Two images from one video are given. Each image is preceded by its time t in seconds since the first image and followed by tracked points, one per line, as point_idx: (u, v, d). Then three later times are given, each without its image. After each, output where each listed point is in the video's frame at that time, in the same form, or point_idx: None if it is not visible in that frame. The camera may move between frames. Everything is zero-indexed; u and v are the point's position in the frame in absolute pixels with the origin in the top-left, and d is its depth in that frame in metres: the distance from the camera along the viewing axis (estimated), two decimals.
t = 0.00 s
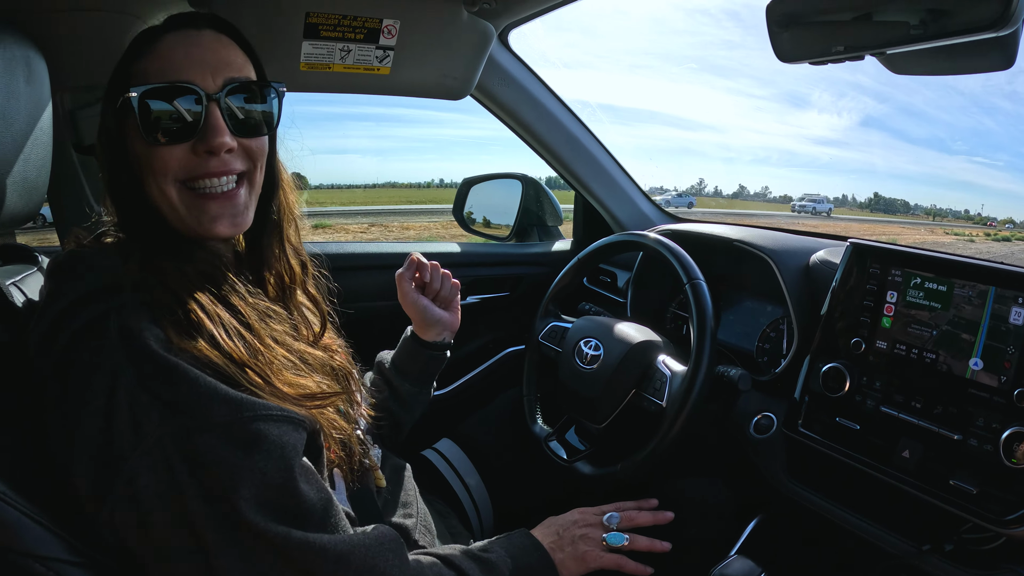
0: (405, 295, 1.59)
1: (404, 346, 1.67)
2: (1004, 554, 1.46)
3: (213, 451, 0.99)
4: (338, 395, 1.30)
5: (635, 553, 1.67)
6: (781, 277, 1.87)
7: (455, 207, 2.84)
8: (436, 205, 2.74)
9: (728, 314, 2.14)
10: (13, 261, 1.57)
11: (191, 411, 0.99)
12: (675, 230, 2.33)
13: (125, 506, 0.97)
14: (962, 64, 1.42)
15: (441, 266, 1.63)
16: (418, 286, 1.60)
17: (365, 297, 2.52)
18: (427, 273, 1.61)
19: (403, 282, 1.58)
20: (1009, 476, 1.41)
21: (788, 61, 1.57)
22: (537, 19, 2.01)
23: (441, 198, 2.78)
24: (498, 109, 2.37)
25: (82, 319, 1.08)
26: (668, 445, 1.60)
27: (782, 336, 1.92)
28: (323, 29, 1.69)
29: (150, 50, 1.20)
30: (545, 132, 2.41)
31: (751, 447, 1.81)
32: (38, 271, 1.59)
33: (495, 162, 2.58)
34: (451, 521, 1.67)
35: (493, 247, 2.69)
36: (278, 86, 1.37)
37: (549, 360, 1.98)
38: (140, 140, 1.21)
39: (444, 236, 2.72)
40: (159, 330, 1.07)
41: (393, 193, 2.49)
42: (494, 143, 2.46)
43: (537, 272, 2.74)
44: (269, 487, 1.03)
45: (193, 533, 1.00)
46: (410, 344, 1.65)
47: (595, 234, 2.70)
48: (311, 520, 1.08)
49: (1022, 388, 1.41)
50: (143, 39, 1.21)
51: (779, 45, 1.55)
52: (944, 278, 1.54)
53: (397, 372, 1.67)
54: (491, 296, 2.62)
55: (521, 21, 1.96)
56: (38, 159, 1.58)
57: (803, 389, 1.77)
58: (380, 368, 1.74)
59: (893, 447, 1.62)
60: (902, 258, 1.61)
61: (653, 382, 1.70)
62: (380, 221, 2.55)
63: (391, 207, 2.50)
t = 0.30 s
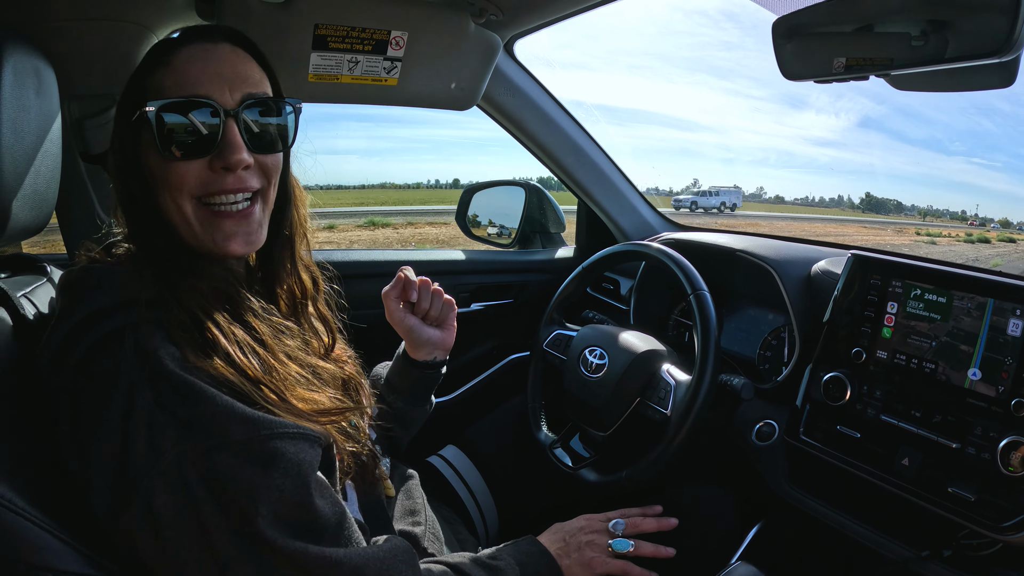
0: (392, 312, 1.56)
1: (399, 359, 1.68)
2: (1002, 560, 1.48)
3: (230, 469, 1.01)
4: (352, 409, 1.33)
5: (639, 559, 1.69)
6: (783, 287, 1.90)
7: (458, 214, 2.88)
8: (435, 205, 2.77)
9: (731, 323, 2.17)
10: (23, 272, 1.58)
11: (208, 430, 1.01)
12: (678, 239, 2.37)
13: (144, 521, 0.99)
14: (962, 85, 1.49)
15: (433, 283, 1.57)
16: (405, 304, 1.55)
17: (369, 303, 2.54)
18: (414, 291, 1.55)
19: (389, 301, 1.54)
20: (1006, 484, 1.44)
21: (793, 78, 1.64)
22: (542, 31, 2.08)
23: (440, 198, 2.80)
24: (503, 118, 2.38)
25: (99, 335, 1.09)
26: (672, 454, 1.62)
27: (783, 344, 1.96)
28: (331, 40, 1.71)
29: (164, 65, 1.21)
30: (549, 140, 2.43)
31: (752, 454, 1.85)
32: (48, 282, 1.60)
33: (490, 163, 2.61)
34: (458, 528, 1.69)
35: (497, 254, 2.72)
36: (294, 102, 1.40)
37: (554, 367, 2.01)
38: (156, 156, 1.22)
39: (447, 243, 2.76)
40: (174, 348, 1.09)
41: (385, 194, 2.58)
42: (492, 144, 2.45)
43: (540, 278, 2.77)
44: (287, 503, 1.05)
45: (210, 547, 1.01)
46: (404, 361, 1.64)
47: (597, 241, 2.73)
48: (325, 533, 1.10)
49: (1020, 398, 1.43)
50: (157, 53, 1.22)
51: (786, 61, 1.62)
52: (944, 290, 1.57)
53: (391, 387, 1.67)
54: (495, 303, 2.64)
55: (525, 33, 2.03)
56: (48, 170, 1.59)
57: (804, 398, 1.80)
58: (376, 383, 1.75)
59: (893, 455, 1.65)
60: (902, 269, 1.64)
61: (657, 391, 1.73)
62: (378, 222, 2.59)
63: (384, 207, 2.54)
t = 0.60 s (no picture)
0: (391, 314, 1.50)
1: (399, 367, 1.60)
2: None
3: (226, 488, 0.95)
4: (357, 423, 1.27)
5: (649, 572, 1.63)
6: (796, 290, 1.86)
7: (459, 215, 2.80)
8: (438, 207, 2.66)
9: (741, 328, 2.12)
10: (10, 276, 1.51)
11: (202, 447, 0.95)
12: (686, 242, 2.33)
13: (134, 540, 0.93)
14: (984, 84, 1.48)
15: (435, 284, 1.52)
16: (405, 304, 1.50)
17: (369, 308, 2.48)
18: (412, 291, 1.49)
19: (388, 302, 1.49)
20: None
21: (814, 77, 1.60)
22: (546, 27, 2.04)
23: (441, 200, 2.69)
24: (506, 118, 2.33)
25: (89, 344, 1.04)
26: (684, 463, 1.57)
27: (794, 349, 1.91)
28: (331, 36, 1.64)
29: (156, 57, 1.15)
30: (553, 140, 2.38)
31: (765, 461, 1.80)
32: (36, 286, 1.54)
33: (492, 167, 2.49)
34: (462, 541, 1.63)
35: (500, 258, 2.66)
36: (295, 98, 1.46)
37: (560, 373, 1.96)
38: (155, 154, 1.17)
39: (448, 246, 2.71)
40: (167, 358, 1.03)
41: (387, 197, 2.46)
42: (493, 147, 2.41)
43: (544, 282, 2.71)
44: (287, 526, 1.00)
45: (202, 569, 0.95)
46: (405, 368, 1.57)
47: (602, 244, 2.69)
48: (329, 556, 1.06)
49: None
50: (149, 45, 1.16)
51: (804, 59, 1.58)
52: (963, 293, 1.52)
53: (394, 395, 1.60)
54: (499, 307, 2.58)
55: (530, 30, 1.99)
56: (37, 170, 1.52)
57: (818, 404, 1.75)
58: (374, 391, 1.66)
59: (912, 463, 1.60)
60: (920, 272, 1.59)
61: (669, 398, 1.67)
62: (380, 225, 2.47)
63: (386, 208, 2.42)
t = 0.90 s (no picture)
0: (426, 316, 1.38)
1: (389, 376, 1.55)
2: None
3: (214, 508, 0.94)
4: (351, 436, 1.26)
5: None
6: (796, 296, 1.84)
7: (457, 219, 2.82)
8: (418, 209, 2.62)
9: (739, 334, 2.09)
10: None
11: (189, 463, 0.94)
12: (687, 247, 2.30)
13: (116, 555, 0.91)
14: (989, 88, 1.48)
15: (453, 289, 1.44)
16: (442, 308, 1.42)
17: (365, 312, 2.45)
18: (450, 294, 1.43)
19: (429, 303, 1.37)
20: None
21: (814, 79, 1.57)
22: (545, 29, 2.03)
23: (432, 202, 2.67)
24: (504, 121, 2.31)
25: (73, 354, 1.01)
26: (681, 472, 1.55)
27: (793, 356, 1.88)
28: (325, 37, 1.62)
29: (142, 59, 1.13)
30: (551, 143, 2.36)
31: (763, 470, 1.77)
32: (24, 293, 1.51)
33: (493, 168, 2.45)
34: (457, 549, 1.61)
35: (498, 262, 2.64)
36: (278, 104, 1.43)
37: (555, 380, 1.94)
38: (135, 158, 1.12)
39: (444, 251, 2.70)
40: (156, 369, 1.02)
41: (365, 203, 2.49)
42: (489, 149, 2.39)
43: (541, 285, 2.69)
44: (278, 544, 0.99)
45: None
46: (398, 381, 1.52)
47: (601, 249, 2.67)
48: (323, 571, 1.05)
49: None
50: (136, 46, 1.14)
51: (806, 62, 1.54)
52: (964, 300, 1.50)
53: (389, 407, 1.54)
54: (496, 312, 2.57)
55: (527, 32, 1.99)
56: (26, 175, 1.50)
57: (818, 411, 1.73)
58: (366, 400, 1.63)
59: (912, 472, 1.57)
60: (921, 279, 1.57)
61: (666, 405, 1.65)
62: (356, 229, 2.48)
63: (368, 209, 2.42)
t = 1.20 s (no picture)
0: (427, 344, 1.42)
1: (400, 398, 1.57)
2: None
3: (234, 531, 0.96)
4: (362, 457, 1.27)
5: None
6: (797, 309, 1.86)
7: (458, 227, 2.82)
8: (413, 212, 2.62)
9: (741, 345, 2.10)
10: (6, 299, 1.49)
11: (205, 488, 0.95)
12: (689, 261, 2.33)
13: None
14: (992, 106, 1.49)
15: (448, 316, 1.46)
16: (441, 337, 1.46)
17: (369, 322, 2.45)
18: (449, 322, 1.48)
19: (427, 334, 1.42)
20: None
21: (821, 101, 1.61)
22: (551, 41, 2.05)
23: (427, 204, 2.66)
24: (507, 132, 2.32)
25: (80, 379, 1.01)
26: (686, 485, 1.56)
27: (795, 367, 1.90)
28: (330, 52, 1.62)
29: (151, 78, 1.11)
30: (554, 154, 2.38)
31: (765, 482, 1.79)
32: (31, 309, 1.51)
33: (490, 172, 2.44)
34: (462, 560, 1.62)
35: (502, 272, 2.66)
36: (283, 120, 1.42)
37: (560, 392, 1.96)
38: (142, 176, 1.11)
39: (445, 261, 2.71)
40: (169, 394, 1.02)
41: (354, 202, 2.48)
42: (489, 152, 2.37)
43: (545, 295, 2.71)
44: (292, 567, 1.00)
45: None
46: (405, 402, 1.53)
47: (604, 258, 2.69)
48: None
49: None
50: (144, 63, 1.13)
51: (810, 79, 1.57)
52: (965, 316, 1.52)
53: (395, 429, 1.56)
54: (500, 322, 2.60)
55: (534, 43, 2.00)
56: (31, 192, 1.50)
57: (820, 424, 1.74)
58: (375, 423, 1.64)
59: (913, 486, 1.58)
60: (922, 294, 1.59)
61: (670, 419, 1.66)
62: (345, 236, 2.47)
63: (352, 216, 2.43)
